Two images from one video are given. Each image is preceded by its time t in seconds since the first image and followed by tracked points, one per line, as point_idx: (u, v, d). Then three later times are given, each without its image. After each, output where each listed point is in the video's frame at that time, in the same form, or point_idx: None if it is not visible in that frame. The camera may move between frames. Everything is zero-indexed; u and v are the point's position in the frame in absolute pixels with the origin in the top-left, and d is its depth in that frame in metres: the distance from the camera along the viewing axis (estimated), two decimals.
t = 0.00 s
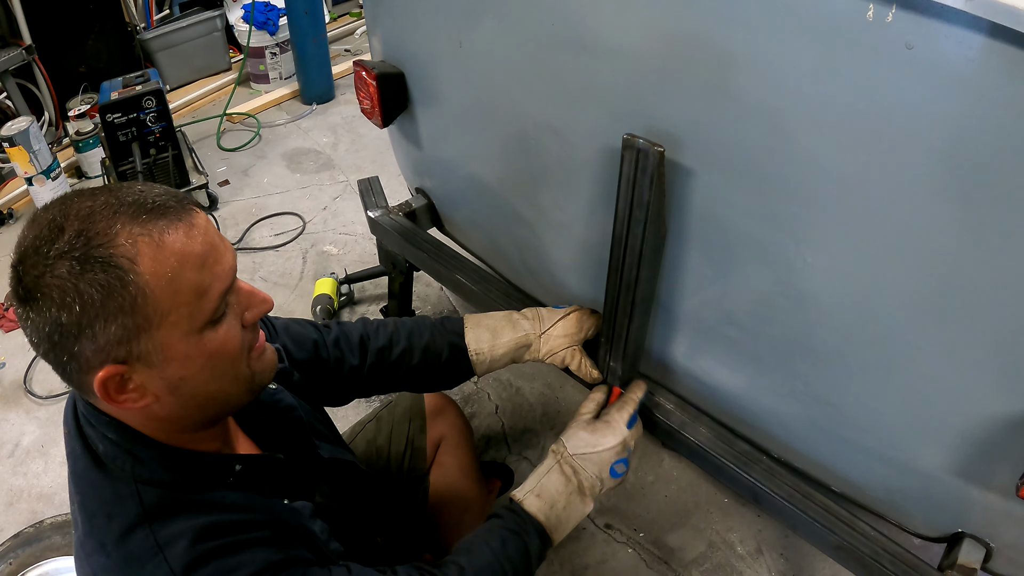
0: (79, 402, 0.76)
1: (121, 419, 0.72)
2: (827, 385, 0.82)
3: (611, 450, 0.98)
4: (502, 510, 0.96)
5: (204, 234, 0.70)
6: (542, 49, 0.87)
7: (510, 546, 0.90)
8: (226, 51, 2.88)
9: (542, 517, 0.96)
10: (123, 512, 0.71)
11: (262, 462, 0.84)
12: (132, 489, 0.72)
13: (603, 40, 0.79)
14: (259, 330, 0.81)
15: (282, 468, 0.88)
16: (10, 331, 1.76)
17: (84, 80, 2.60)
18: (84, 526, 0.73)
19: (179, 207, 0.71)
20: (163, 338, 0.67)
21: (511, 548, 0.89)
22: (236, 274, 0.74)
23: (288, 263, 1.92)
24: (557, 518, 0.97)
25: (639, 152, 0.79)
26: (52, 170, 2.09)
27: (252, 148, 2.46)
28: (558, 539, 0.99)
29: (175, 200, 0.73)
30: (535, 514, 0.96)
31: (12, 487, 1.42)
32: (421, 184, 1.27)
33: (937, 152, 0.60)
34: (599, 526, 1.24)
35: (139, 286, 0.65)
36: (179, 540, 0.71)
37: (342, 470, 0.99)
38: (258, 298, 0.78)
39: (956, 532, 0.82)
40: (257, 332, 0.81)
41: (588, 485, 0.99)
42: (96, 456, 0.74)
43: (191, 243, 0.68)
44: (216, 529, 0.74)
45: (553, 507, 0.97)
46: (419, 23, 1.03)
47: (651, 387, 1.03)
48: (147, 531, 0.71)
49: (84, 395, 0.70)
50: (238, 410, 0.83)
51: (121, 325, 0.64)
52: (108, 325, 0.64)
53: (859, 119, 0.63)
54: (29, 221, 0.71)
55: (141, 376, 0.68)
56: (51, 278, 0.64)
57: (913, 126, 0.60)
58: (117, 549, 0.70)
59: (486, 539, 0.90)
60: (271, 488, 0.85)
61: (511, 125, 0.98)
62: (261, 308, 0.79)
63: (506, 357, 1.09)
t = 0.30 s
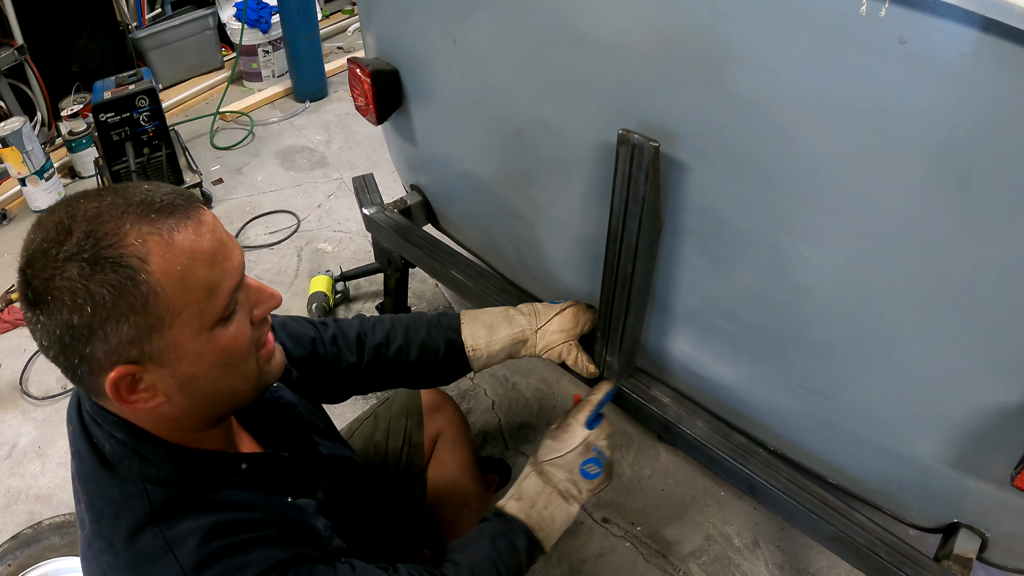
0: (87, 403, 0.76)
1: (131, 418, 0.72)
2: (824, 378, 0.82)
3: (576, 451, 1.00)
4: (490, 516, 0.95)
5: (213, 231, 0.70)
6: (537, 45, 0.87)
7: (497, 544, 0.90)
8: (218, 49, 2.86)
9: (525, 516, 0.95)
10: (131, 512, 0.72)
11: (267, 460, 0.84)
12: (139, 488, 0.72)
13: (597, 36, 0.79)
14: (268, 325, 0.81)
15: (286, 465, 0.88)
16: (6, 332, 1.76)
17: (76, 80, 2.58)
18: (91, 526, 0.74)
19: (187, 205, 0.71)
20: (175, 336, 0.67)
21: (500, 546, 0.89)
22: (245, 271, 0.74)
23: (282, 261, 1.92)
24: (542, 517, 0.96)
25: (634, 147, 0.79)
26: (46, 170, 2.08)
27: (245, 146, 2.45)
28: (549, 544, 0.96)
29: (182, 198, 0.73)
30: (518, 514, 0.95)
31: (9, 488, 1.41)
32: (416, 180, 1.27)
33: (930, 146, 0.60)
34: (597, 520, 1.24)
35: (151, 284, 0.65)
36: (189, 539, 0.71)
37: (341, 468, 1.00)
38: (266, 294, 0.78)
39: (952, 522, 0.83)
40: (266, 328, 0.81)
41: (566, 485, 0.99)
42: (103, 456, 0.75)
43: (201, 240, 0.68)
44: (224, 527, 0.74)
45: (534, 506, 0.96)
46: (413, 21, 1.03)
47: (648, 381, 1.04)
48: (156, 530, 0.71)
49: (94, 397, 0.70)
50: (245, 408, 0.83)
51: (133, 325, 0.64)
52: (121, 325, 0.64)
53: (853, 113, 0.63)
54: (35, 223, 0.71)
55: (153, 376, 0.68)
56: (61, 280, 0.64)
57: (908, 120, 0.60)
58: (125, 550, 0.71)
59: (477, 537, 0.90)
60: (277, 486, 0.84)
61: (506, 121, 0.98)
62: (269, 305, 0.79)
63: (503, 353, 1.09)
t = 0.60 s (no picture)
0: (89, 409, 0.76)
1: (134, 425, 0.73)
2: (817, 372, 0.83)
3: (564, 438, 1.00)
4: (482, 509, 0.97)
5: (216, 238, 0.70)
6: (530, 45, 0.87)
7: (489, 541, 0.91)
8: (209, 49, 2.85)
9: (510, 507, 0.96)
10: (136, 517, 0.72)
11: (268, 463, 0.84)
12: (144, 493, 0.72)
13: (589, 36, 0.79)
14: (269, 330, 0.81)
15: (285, 467, 0.88)
16: None
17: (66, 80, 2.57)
18: (96, 531, 0.74)
19: (190, 213, 0.71)
20: (179, 343, 0.67)
21: (490, 544, 0.90)
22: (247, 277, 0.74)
23: (276, 261, 1.92)
24: (528, 508, 0.97)
25: (628, 146, 0.80)
26: (38, 172, 2.07)
27: (237, 146, 2.44)
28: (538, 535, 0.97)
29: (184, 206, 0.73)
30: (503, 506, 0.96)
31: (6, 492, 1.41)
32: (409, 179, 1.27)
33: (921, 143, 0.61)
34: (593, 515, 1.25)
35: (155, 293, 0.65)
36: (194, 544, 0.71)
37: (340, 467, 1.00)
38: (268, 299, 0.79)
39: (944, 514, 0.84)
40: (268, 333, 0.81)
41: (552, 475, 1.00)
42: (107, 462, 0.75)
43: (204, 249, 0.69)
44: (228, 531, 0.74)
45: (520, 498, 0.97)
46: (405, 21, 1.03)
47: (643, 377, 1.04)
48: (161, 535, 0.71)
49: (97, 404, 0.70)
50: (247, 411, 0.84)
51: (138, 333, 0.64)
52: (125, 334, 0.64)
53: (844, 112, 0.64)
54: (37, 232, 0.71)
55: (157, 383, 0.68)
56: (66, 289, 0.64)
57: (899, 119, 0.61)
58: (131, 554, 0.71)
59: (468, 536, 0.91)
60: (278, 487, 0.85)
61: (499, 121, 0.99)
62: (272, 310, 0.79)
63: (498, 350, 1.10)
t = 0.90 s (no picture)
0: (83, 407, 0.77)
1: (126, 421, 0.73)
2: (813, 363, 0.83)
3: (612, 428, 0.98)
4: (501, 502, 0.93)
5: (195, 233, 0.70)
6: (525, 39, 0.87)
7: (505, 543, 0.87)
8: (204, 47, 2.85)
9: (539, 496, 0.93)
10: (130, 511, 0.72)
11: (263, 456, 0.84)
12: (138, 487, 0.73)
13: (583, 29, 0.79)
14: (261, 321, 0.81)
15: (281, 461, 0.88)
16: None
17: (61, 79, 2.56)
18: (92, 525, 0.74)
19: (169, 208, 0.71)
20: (165, 339, 0.67)
21: (507, 547, 0.87)
22: (231, 270, 0.74)
23: (273, 258, 1.92)
24: (554, 498, 0.94)
25: (623, 139, 0.80)
26: (33, 172, 2.07)
27: (233, 143, 2.44)
28: (560, 528, 0.95)
29: (164, 202, 0.72)
30: (532, 494, 0.93)
31: (4, 490, 1.41)
32: (405, 175, 1.28)
33: (913, 134, 0.61)
34: (591, 509, 1.26)
35: (135, 291, 0.65)
36: (188, 537, 0.71)
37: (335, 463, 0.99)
38: (257, 290, 0.78)
39: (941, 503, 0.84)
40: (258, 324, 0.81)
41: (591, 468, 0.97)
42: (102, 455, 0.75)
43: (182, 244, 0.68)
44: (224, 524, 0.74)
45: (550, 486, 0.95)
46: (400, 15, 1.03)
47: (639, 369, 1.05)
48: (155, 528, 0.71)
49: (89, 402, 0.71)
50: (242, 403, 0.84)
51: (121, 332, 0.65)
52: (108, 334, 0.64)
53: (836, 103, 0.64)
54: (20, 235, 0.71)
55: (144, 380, 0.68)
56: (47, 292, 0.64)
57: (891, 110, 0.61)
58: (126, 547, 0.71)
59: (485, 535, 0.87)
60: (274, 482, 0.85)
61: (495, 115, 0.99)
62: (260, 301, 0.79)
63: (496, 344, 1.10)
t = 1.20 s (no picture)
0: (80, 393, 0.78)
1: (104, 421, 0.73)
2: (810, 356, 0.84)
3: (599, 420, 1.03)
4: (495, 493, 0.96)
5: (151, 258, 0.66)
6: (521, 36, 0.87)
7: (497, 524, 0.90)
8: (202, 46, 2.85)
9: (524, 487, 0.95)
10: (113, 499, 0.72)
11: (253, 455, 0.83)
12: (122, 478, 0.73)
13: (580, 24, 0.80)
14: (242, 346, 0.76)
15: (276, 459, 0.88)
16: None
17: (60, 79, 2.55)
18: (79, 510, 0.75)
19: (137, 224, 0.67)
20: (114, 364, 0.65)
21: (499, 527, 0.90)
22: (197, 299, 0.69)
23: (272, 256, 1.92)
24: (542, 489, 0.96)
25: (620, 134, 0.80)
26: (32, 171, 2.07)
27: (231, 143, 2.44)
28: (553, 520, 0.95)
29: (135, 219, 0.68)
30: (518, 485, 0.95)
31: (3, 489, 1.41)
32: (403, 172, 1.28)
33: (905, 128, 0.62)
34: (590, 505, 1.26)
35: (80, 311, 0.63)
36: (165, 526, 0.71)
37: (331, 465, 0.98)
38: (229, 322, 0.73)
39: (938, 496, 0.85)
40: (241, 351, 0.76)
41: (579, 460, 1.00)
42: (91, 443, 0.75)
43: (130, 271, 0.64)
44: (204, 515, 0.74)
45: (534, 479, 0.97)
46: (398, 12, 1.03)
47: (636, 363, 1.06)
48: (134, 517, 0.72)
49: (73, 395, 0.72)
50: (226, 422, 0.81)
51: (73, 349, 0.64)
52: (63, 348, 0.64)
53: (832, 98, 0.65)
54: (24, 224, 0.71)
55: (106, 394, 0.68)
56: (16, 295, 0.64)
57: (884, 103, 0.62)
58: (105, 534, 0.72)
59: (477, 519, 0.91)
60: (263, 478, 0.84)
61: (492, 112, 0.99)
62: (232, 334, 0.74)
63: (495, 339, 1.10)
